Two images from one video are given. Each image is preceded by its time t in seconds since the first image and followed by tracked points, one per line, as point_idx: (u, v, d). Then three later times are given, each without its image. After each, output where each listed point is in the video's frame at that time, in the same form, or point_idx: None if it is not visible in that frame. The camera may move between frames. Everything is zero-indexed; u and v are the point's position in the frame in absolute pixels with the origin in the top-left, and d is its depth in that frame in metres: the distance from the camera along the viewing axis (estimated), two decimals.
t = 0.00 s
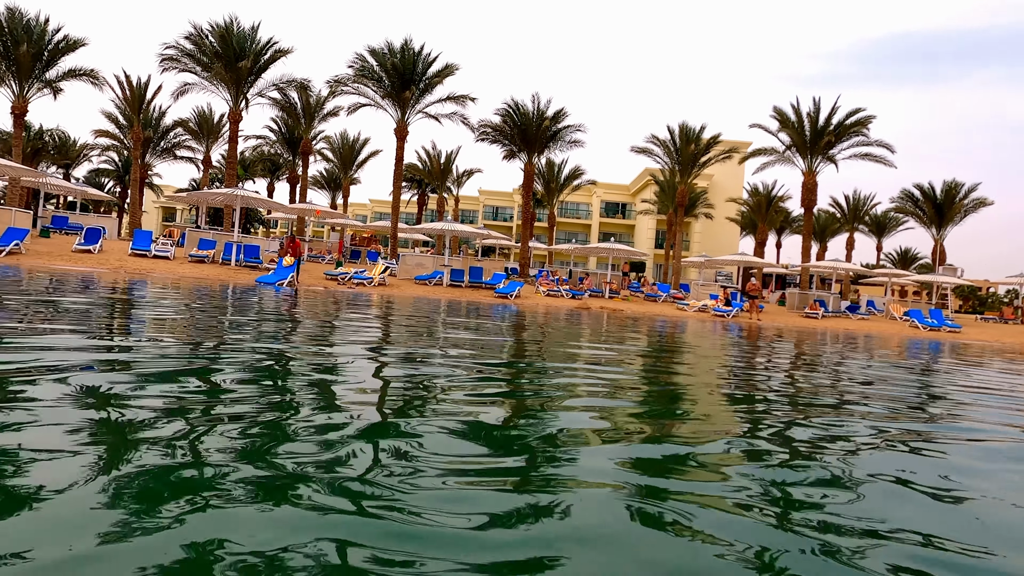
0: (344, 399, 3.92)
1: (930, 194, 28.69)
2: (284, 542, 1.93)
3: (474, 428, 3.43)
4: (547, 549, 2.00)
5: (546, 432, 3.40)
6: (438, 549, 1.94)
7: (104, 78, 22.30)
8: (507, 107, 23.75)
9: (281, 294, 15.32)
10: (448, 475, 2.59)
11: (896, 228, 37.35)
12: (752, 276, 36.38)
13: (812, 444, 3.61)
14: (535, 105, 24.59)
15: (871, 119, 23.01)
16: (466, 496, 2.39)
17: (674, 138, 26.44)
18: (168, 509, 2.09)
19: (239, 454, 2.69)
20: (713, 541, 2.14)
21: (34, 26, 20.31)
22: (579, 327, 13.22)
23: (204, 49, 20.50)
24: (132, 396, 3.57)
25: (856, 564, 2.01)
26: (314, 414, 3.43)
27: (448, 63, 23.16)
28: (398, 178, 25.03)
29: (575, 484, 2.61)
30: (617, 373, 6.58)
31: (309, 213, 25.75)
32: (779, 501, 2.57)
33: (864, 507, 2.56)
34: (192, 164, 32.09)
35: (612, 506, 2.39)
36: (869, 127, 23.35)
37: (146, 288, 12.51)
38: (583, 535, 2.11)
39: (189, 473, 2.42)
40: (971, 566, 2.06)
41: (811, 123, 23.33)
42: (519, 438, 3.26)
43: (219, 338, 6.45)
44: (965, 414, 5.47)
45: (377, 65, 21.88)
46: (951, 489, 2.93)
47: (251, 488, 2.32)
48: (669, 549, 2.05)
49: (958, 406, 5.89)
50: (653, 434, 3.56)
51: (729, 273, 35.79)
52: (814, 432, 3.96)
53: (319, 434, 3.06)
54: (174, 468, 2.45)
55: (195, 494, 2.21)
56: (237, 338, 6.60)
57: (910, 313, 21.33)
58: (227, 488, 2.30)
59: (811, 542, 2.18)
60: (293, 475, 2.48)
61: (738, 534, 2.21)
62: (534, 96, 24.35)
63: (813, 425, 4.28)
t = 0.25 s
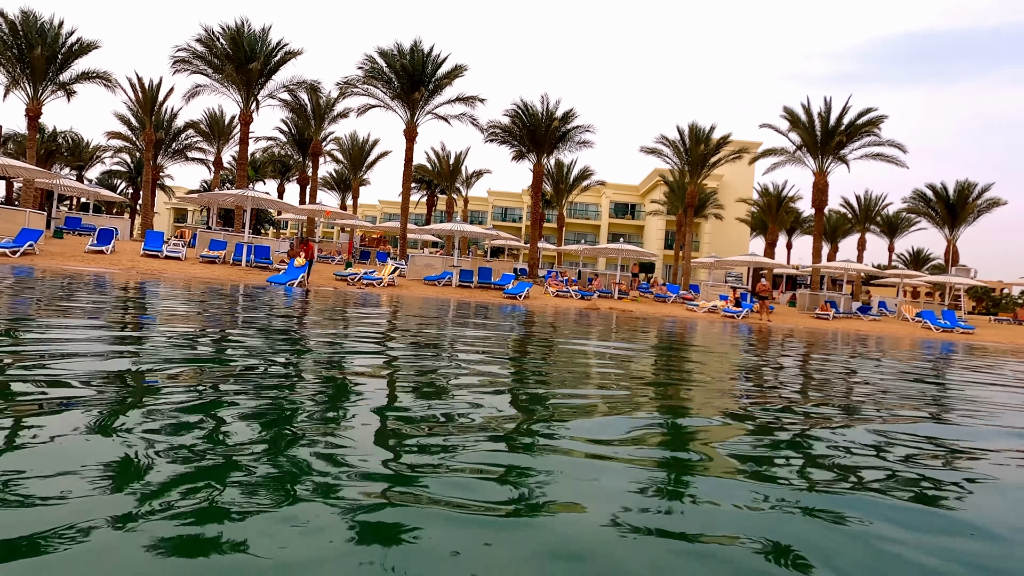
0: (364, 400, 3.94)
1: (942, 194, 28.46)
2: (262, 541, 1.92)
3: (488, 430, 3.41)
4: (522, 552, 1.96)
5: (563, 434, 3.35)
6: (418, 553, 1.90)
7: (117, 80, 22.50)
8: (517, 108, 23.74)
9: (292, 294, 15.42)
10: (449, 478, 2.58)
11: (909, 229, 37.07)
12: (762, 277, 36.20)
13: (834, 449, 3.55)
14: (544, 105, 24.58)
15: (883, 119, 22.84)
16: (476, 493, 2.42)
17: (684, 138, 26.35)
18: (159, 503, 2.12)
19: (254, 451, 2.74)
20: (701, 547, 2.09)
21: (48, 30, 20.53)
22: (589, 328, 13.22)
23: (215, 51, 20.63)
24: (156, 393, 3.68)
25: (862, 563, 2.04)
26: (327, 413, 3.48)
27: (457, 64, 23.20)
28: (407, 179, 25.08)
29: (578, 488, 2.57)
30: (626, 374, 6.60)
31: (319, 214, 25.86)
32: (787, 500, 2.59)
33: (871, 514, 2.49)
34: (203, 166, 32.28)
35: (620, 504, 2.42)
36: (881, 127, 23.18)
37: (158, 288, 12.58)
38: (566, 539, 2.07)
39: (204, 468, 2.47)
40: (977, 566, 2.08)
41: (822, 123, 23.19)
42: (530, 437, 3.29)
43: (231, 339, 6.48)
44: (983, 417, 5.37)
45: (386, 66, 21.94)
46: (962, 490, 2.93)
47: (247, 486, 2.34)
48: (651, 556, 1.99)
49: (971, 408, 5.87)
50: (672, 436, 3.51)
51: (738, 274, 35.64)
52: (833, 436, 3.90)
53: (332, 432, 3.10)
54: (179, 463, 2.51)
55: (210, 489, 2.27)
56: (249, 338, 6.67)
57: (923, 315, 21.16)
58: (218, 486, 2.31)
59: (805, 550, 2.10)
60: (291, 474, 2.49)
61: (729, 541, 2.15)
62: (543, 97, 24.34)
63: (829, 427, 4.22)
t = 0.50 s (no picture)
0: (376, 399, 3.99)
1: (957, 193, 28.17)
2: (270, 529, 1.99)
3: (495, 430, 3.42)
4: (486, 550, 1.96)
5: (568, 434, 3.36)
6: (419, 542, 1.96)
7: (131, 84, 22.72)
8: (527, 109, 23.72)
9: (304, 295, 15.51)
10: (440, 475, 2.61)
11: (923, 228, 36.72)
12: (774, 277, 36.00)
13: (841, 449, 3.53)
14: (554, 106, 24.56)
15: (896, 118, 22.65)
16: (479, 487, 2.48)
17: (695, 138, 26.25)
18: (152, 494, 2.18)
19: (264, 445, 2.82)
20: (669, 543, 2.07)
21: (64, 34, 20.80)
22: (599, 328, 13.22)
23: (227, 54, 20.79)
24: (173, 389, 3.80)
25: (859, 554, 2.08)
26: (337, 410, 3.56)
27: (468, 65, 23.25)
28: (418, 180, 25.14)
29: (567, 486, 2.58)
30: (635, 374, 6.62)
31: (330, 216, 26.01)
32: (788, 495, 2.62)
33: (871, 510, 2.53)
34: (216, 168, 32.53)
35: (621, 499, 2.47)
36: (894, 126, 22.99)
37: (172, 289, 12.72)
38: (566, 531, 2.13)
39: (215, 460, 2.56)
40: (973, 558, 2.11)
41: (834, 122, 23.03)
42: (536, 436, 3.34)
43: (244, 339, 6.57)
44: (995, 418, 5.35)
45: (397, 68, 22.01)
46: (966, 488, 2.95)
47: (235, 479, 2.39)
48: (616, 554, 1.98)
49: (983, 408, 5.85)
50: (678, 436, 3.55)
51: (750, 274, 35.44)
52: (844, 437, 3.87)
53: (341, 428, 3.18)
54: (177, 456, 2.58)
55: (220, 481, 2.35)
56: (262, 338, 6.75)
57: (937, 315, 20.97)
58: (228, 477, 2.39)
59: (775, 549, 2.08)
60: (299, 467, 2.57)
61: (712, 537, 2.14)
62: (554, 97, 24.31)
63: (840, 429, 4.18)
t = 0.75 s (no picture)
0: (381, 400, 3.97)
1: (969, 193, 27.92)
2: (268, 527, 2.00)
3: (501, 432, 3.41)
4: (465, 552, 1.94)
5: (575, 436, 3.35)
6: (418, 543, 1.96)
7: (143, 86, 22.90)
8: (536, 110, 23.73)
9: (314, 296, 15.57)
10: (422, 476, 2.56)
11: (935, 229, 36.43)
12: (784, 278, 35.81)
13: (852, 453, 3.50)
14: (563, 107, 24.55)
15: (908, 117, 22.48)
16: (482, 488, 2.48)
17: (704, 138, 26.15)
18: (153, 492, 2.20)
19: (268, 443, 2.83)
20: (672, 548, 2.06)
21: (77, 37, 21.02)
22: (608, 329, 13.19)
23: (238, 56, 20.95)
24: (178, 387, 3.86)
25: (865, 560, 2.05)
26: (343, 411, 3.57)
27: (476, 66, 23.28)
28: (427, 182, 25.19)
29: (549, 489, 2.52)
30: (644, 376, 6.58)
31: (340, 217, 26.12)
32: (794, 499, 2.60)
33: (880, 515, 2.50)
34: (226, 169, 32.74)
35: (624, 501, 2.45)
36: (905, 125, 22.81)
37: (183, 290, 12.78)
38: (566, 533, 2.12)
39: (217, 459, 2.57)
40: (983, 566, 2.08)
41: (845, 122, 22.89)
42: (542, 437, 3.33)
43: (253, 340, 6.60)
44: (1009, 421, 5.29)
45: (406, 70, 22.08)
46: (977, 494, 2.91)
47: (225, 477, 2.39)
48: (617, 557, 1.97)
49: (996, 411, 5.78)
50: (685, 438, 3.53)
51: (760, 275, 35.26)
52: (856, 440, 3.82)
53: (346, 428, 3.18)
54: (171, 453, 2.60)
55: (223, 478, 2.36)
56: (271, 339, 6.77)
57: (949, 317, 20.78)
58: (230, 475, 2.40)
59: (779, 553, 2.06)
60: (301, 466, 2.57)
61: (715, 541, 2.13)
62: (562, 98, 24.29)
63: (851, 433, 4.11)
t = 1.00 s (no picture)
0: (389, 403, 3.96)
1: (982, 195, 27.67)
2: (274, 534, 1.99)
3: (510, 435, 3.40)
4: (472, 559, 1.92)
5: (584, 440, 3.33)
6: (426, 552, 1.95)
7: (155, 90, 23.06)
8: (544, 112, 23.70)
9: (324, 298, 15.60)
10: (423, 480, 2.57)
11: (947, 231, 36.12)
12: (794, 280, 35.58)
13: (866, 459, 3.46)
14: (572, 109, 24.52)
15: (919, 118, 22.31)
16: (489, 496, 2.46)
17: (713, 140, 26.04)
18: (159, 498, 2.20)
19: (276, 449, 2.83)
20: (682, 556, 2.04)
21: (89, 42, 21.22)
22: (616, 332, 13.15)
23: (248, 59, 21.08)
24: (188, 389, 3.90)
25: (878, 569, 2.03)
26: (351, 414, 3.56)
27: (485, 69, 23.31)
28: (436, 184, 25.22)
29: (548, 495, 2.51)
30: (654, 378, 6.54)
31: (349, 219, 26.19)
32: (805, 507, 2.57)
33: (893, 522, 2.47)
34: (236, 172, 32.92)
35: (633, 508, 2.44)
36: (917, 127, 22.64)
37: (192, 293, 12.83)
38: (575, 541, 2.10)
39: (224, 465, 2.57)
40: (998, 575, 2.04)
41: (856, 123, 22.75)
42: (551, 441, 3.31)
43: (262, 342, 6.61)
44: None
45: (415, 73, 22.14)
46: (993, 500, 2.87)
47: (231, 482, 2.39)
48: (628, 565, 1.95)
49: (1012, 415, 5.71)
50: (696, 443, 3.50)
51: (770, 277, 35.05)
52: (869, 445, 3.77)
53: (353, 433, 3.17)
54: (179, 458, 2.60)
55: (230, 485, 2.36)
56: (280, 341, 6.77)
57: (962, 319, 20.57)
58: (237, 481, 2.40)
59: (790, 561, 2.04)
60: (309, 471, 2.58)
61: (725, 549, 2.10)
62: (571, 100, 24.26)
63: (864, 437, 4.06)
